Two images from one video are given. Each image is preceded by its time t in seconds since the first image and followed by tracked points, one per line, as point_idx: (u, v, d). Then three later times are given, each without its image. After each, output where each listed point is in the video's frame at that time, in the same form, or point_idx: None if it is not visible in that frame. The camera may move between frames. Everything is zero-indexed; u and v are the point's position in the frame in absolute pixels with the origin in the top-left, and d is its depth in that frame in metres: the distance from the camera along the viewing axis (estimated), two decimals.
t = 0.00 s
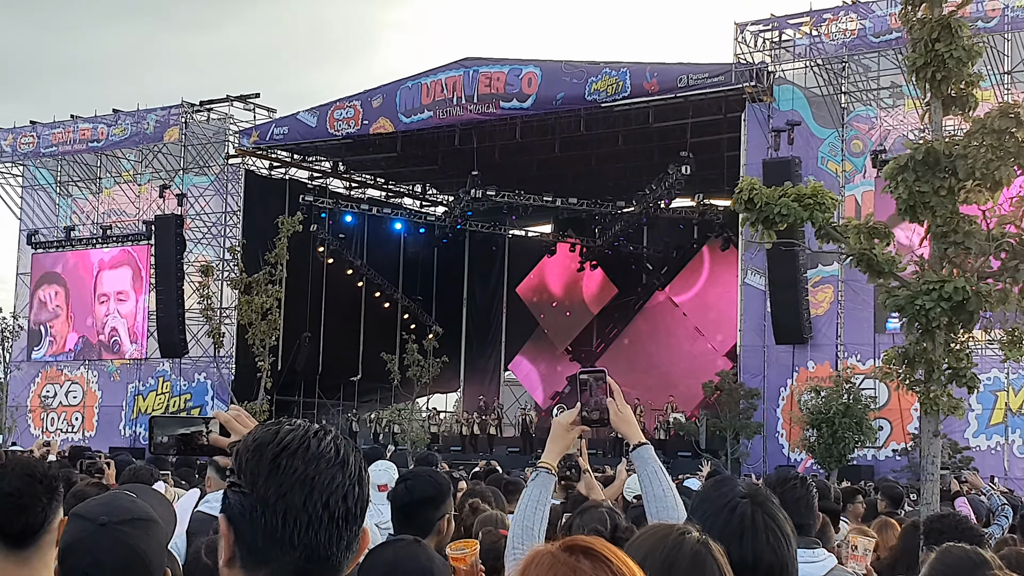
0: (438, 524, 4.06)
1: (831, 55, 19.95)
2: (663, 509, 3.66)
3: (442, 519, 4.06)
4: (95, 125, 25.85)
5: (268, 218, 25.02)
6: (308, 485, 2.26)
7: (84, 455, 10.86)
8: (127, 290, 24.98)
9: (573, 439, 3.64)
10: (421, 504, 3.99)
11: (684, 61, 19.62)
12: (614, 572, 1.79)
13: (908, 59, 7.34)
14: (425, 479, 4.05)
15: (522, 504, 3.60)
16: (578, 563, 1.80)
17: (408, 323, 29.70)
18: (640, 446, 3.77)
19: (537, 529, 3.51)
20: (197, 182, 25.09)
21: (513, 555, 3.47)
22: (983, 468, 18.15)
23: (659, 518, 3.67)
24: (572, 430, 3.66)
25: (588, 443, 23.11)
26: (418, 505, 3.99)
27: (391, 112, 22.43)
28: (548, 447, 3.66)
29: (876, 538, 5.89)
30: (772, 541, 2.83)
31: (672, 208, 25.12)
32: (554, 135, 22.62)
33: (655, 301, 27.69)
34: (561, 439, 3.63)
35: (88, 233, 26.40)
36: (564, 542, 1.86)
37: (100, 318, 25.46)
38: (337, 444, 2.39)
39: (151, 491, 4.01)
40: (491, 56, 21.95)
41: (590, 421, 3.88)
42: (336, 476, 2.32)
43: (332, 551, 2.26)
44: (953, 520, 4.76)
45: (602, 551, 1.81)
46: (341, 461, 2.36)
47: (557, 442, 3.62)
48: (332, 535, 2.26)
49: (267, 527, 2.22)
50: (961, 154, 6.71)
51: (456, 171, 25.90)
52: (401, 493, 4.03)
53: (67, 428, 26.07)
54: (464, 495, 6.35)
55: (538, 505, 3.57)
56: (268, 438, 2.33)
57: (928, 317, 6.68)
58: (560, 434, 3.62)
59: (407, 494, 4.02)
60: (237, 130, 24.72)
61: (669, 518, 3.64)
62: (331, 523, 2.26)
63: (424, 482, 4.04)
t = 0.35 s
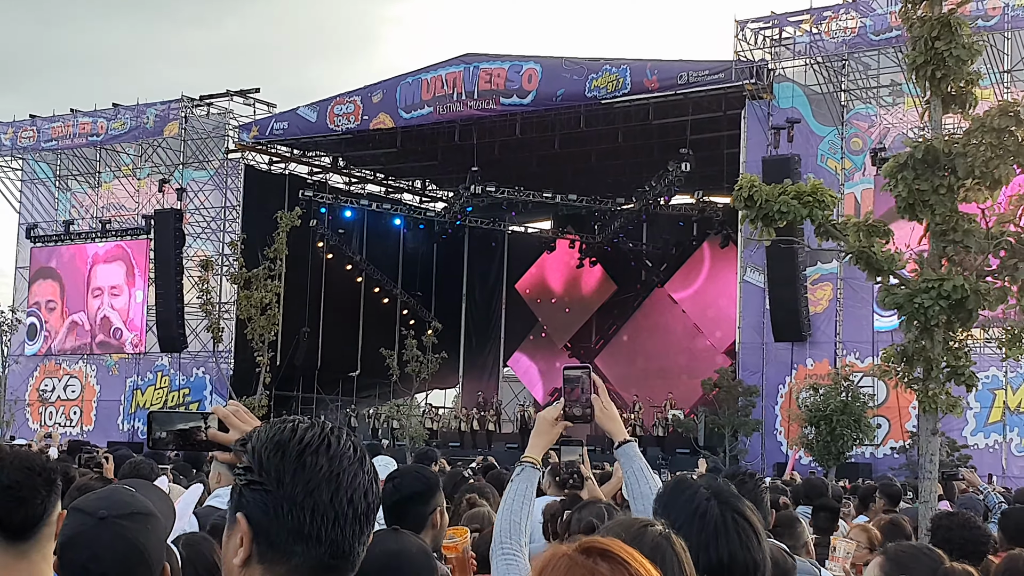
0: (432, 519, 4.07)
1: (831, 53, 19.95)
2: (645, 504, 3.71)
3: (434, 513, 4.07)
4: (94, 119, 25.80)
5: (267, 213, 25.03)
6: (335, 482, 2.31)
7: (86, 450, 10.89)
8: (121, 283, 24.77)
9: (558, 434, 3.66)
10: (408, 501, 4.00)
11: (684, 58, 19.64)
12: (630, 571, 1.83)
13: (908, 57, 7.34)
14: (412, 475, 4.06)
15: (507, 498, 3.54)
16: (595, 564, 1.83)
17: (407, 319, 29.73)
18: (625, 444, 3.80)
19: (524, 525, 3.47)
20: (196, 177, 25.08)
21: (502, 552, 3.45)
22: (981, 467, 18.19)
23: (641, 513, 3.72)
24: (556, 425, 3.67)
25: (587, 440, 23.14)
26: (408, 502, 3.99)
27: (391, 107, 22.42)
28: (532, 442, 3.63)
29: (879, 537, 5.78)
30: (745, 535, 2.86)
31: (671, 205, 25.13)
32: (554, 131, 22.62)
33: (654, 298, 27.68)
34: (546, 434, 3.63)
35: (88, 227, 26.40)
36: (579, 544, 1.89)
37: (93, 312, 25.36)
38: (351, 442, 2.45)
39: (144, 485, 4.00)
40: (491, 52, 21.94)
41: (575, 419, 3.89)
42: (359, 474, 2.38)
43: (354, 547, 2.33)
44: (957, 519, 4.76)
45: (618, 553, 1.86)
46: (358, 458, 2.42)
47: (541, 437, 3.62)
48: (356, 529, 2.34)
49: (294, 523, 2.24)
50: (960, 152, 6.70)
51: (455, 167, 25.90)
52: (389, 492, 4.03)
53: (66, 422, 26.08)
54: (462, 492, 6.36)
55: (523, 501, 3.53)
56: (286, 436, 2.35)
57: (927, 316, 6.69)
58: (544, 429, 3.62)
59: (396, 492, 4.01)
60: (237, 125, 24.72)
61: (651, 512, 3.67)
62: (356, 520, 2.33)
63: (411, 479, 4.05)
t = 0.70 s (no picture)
0: (434, 510, 4.08)
1: (831, 50, 19.90)
2: (631, 505, 3.66)
3: (436, 504, 4.07)
4: (93, 117, 25.77)
5: (266, 210, 25.00)
6: (315, 477, 2.27)
7: (85, 447, 10.87)
8: (106, 280, 25.00)
9: (544, 431, 3.63)
10: (411, 492, 3.98)
11: (684, 55, 19.62)
12: (639, 569, 1.81)
13: (909, 54, 7.33)
14: (415, 467, 4.04)
15: (493, 494, 3.50)
16: (605, 561, 1.81)
17: (406, 316, 29.72)
18: (611, 444, 3.74)
19: (510, 519, 3.45)
20: (195, 174, 25.07)
21: (487, 548, 3.44)
22: (981, 464, 18.18)
23: (627, 517, 3.67)
24: (542, 422, 3.66)
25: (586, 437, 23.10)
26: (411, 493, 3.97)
27: (390, 105, 22.39)
28: (519, 438, 3.56)
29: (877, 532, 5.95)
30: (737, 534, 2.84)
31: (671, 202, 25.12)
32: (553, 128, 22.60)
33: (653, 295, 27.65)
34: (533, 430, 3.59)
35: (87, 225, 26.36)
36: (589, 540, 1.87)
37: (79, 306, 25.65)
38: (352, 439, 2.40)
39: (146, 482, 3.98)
40: (490, 49, 21.91)
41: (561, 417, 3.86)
42: (347, 470, 2.32)
43: (339, 545, 2.26)
44: (963, 516, 4.71)
45: (629, 549, 1.84)
46: (353, 454, 2.36)
47: (528, 433, 3.56)
48: (339, 529, 2.26)
49: (270, 514, 2.24)
50: (961, 149, 6.68)
51: (454, 164, 25.86)
52: (391, 482, 4.00)
53: (64, 420, 26.05)
54: (460, 490, 6.32)
55: (509, 498, 3.48)
56: (281, 430, 2.35)
57: (927, 313, 6.68)
58: (532, 424, 3.58)
59: (398, 484, 3.99)
60: (236, 122, 24.71)
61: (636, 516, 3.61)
62: (340, 517, 2.26)
63: (414, 470, 4.03)
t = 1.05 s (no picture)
0: (443, 510, 4.06)
1: (834, 46, 19.78)
2: (624, 504, 3.67)
3: (446, 505, 4.06)
4: (95, 112, 25.76)
5: (268, 205, 25.00)
6: (271, 472, 2.26)
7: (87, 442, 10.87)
8: (114, 284, 24.97)
9: (537, 427, 3.58)
10: (422, 491, 3.97)
11: (686, 50, 19.55)
12: (645, 566, 1.80)
13: (913, 50, 7.31)
14: (427, 464, 4.04)
15: (484, 488, 3.45)
16: (611, 556, 1.80)
17: (408, 312, 29.73)
18: (605, 441, 3.71)
19: (501, 515, 3.39)
20: (197, 169, 25.04)
21: (478, 542, 3.37)
22: (983, 461, 18.17)
23: (621, 515, 3.69)
24: (536, 417, 3.61)
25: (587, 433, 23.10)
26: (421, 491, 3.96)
27: (392, 100, 22.36)
28: (512, 433, 3.56)
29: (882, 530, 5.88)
30: (734, 526, 2.81)
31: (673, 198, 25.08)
32: (555, 124, 22.56)
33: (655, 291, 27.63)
34: (525, 425, 3.56)
35: (89, 219, 26.37)
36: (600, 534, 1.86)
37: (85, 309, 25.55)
38: (328, 434, 2.33)
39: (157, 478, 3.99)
40: (492, 45, 21.86)
41: (554, 414, 3.82)
42: (305, 463, 2.26)
43: (298, 541, 2.19)
44: (952, 515, 4.71)
45: (637, 545, 1.83)
46: (321, 448, 2.29)
47: (521, 428, 3.55)
48: (297, 525, 2.20)
49: (237, 511, 2.28)
50: (964, 145, 6.66)
51: (456, 159, 25.82)
52: (403, 480, 4.00)
53: (67, 415, 26.08)
54: (460, 485, 6.33)
55: (501, 492, 3.44)
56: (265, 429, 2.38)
57: (930, 309, 6.64)
58: (525, 419, 3.55)
59: (409, 481, 3.99)
60: (237, 117, 24.69)
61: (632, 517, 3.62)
62: (295, 512, 2.20)
63: (425, 467, 4.03)
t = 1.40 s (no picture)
0: (455, 510, 4.02)
1: (837, 43, 19.63)
2: (626, 500, 3.68)
3: (458, 505, 4.02)
4: (97, 108, 25.74)
5: (269, 203, 25.01)
6: (261, 471, 2.24)
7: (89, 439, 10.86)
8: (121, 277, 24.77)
9: (541, 425, 3.51)
10: (433, 491, 3.95)
11: (689, 47, 19.53)
12: (646, 567, 1.78)
13: (917, 46, 7.31)
14: (438, 464, 4.03)
15: (486, 487, 3.41)
16: (611, 558, 1.78)
17: (409, 309, 29.75)
18: (608, 438, 3.73)
19: (504, 512, 3.35)
20: (199, 166, 25.01)
21: (481, 540, 3.29)
22: (985, 459, 18.16)
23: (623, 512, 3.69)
24: (539, 415, 3.53)
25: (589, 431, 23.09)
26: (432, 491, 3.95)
27: (393, 97, 22.32)
28: (515, 431, 3.49)
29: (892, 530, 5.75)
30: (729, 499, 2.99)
31: (675, 196, 25.06)
32: (557, 121, 22.53)
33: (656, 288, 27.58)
34: (529, 423, 3.49)
35: (90, 216, 26.37)
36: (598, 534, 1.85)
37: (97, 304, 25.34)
38: (318, 431, 2.31)
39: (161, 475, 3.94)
40: (493, 42, 21.81)
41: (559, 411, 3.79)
42: (293, 462, 2.24)
43: (289, 540, 2.17)
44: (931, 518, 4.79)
45: (637, 545, 1.80)
46: (310, 446, 2.27)
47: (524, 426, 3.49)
48: (286, 524, 2.18)
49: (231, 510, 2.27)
50: (968, 142, 6.65)
51: (458, 157, 25.79)
52: (414, 480, 4.00)
53: (68, 411, 26.10)
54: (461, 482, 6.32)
55: (503, 490, 3.39)
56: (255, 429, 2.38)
57: (934, 308, 6.63)
58: (527, 417, 3.47)
59: (420, 481, 3.98)
60: (239, 114, 24.69)
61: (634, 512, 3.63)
62: (283, 511, 2.18)
63: (437, 467, 4.01)
